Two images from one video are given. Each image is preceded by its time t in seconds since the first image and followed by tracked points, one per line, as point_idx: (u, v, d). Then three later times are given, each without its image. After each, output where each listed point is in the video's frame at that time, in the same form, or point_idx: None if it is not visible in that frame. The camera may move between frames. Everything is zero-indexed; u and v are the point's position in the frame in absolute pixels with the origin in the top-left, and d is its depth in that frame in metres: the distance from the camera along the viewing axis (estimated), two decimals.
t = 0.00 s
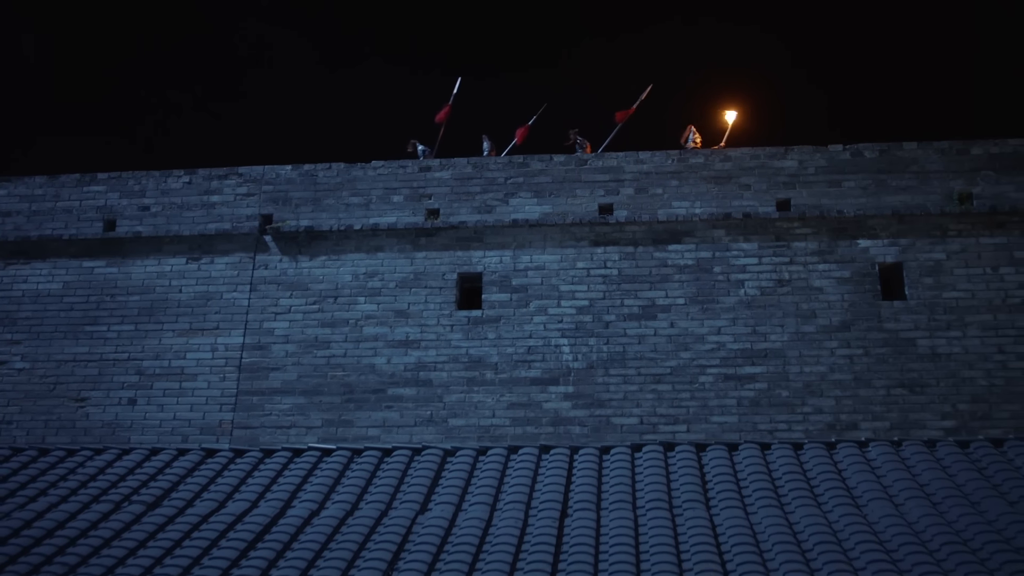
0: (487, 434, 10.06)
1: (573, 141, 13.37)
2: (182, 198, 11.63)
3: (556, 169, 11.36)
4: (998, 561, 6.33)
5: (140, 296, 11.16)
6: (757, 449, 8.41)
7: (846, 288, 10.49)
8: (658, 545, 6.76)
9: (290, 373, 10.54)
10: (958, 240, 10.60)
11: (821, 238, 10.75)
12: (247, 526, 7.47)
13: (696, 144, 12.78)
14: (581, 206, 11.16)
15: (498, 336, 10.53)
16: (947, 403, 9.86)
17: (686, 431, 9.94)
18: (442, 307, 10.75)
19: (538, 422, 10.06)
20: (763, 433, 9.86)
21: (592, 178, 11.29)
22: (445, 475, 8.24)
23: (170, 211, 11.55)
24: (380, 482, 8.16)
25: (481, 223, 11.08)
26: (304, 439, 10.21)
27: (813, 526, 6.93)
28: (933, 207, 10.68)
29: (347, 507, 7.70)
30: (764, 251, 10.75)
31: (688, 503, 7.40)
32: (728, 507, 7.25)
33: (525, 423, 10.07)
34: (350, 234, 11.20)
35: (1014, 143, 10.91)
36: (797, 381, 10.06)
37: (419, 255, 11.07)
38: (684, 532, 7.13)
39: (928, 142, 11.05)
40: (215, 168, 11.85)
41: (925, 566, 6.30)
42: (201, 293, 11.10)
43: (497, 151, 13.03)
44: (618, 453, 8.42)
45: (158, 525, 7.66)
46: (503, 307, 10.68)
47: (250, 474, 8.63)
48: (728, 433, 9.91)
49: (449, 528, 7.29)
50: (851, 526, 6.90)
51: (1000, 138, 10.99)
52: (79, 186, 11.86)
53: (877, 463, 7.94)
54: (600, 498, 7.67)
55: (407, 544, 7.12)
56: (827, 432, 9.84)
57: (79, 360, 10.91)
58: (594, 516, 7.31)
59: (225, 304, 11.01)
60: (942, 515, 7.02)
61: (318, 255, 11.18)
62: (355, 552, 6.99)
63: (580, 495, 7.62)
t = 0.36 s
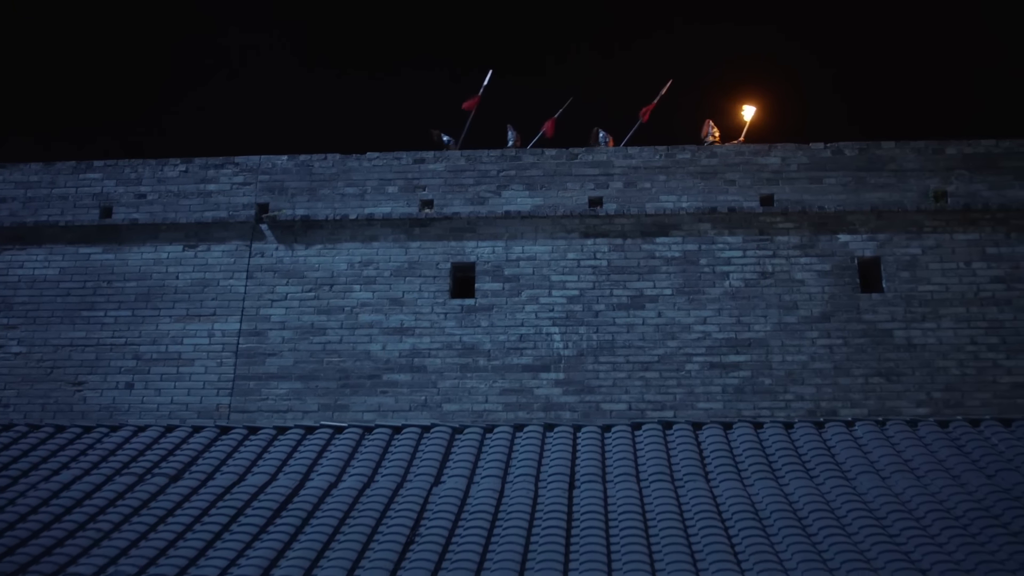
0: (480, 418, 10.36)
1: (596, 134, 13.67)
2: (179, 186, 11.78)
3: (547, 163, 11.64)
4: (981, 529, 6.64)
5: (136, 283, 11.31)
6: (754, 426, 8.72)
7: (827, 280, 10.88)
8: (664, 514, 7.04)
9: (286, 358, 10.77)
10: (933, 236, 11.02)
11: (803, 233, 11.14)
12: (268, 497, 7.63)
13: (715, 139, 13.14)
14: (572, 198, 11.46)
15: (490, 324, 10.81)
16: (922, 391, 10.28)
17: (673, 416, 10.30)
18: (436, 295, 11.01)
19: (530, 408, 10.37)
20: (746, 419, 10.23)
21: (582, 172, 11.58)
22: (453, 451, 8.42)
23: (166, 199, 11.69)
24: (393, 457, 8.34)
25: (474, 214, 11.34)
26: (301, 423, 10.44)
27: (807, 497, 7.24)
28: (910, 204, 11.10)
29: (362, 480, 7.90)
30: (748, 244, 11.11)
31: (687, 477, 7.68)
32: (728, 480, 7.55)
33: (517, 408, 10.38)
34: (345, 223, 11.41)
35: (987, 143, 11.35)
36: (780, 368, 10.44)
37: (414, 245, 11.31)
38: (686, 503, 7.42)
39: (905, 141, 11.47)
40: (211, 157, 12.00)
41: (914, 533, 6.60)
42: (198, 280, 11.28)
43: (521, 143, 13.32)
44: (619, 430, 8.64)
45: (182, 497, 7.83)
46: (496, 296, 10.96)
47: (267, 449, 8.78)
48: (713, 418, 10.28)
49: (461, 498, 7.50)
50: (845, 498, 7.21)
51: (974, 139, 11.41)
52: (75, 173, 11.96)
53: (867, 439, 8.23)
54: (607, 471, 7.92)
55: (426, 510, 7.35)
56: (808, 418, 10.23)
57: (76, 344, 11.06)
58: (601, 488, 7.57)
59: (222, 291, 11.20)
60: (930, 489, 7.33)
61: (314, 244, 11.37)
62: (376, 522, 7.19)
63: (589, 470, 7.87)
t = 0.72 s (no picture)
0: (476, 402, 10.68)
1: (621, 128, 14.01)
2: (179, 174, 11.97)
3: (541, 155, 11.95)
4: (978, 495, 6.83)
5: (137, 269, 11.51)
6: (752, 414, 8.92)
7: (810, 271, 11.28)
8: (679, 484, 7.13)
9: (287, 343, 11.04)
10: (912, 230, 11.45)
11: (787, 225, 11.53)
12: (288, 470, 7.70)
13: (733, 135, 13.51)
14: (565, 190, 11.78)
15: (486, 311, 11.13)
16: (900, 378, 10.69)
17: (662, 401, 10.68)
18: (432, 283, 11.31)
19: (524, 392, 10.71)
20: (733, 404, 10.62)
21: (575, 164, 11.90)
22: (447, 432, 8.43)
23: (167, 187, 11.88)
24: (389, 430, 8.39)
25: (470, 205, 11.63)
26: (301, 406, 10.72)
27: (803, 469, 7.40)
28: (890, 198, 11.52)
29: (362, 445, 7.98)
30: (735, 236, 11.49)
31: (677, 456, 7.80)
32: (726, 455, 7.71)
33: (512, 393, 10.72)
34: (344, 212, 11.65)
35: (963, 141, 11.80)
36: (765, 355, 10.84)
37: (411, 234, 11.59)
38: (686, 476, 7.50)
39: (886, 139, 11.89)
40: (211, 146, 12.20)
41: (901, 501, 6.72)
42: (199, 266, 11.50)
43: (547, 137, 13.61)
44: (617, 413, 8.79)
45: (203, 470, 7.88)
46: (491, 284, 11.28)
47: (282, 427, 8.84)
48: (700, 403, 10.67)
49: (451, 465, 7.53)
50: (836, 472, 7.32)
51: (951, 137, 11.85)
52: (76, 160, 12.12)
53: (869, 417, 8.42)
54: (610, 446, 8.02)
55: (408, 480, 7.41)
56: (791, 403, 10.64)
57: (78, 329, 11.26)
58: (614, 460, 7.65)
59: (223, 277, 11.43)
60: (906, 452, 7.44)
61: (312, 232, 11.62)
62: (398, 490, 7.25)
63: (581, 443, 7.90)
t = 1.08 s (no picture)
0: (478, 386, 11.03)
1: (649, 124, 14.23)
2: (186, 163, 12.22)
3: (540, 148, 12.31)
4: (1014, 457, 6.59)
5: (146, 256, 11.76)
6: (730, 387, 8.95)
7: (800, 262, 11.67)
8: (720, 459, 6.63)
9: (293, 329, 11.35)
10: (897, 222, 11.86)
11: (778, 218, 11.92)
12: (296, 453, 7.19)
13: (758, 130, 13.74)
14: (563, 181, 12.13)
15: (487, 298, 11.48)
16: (886, 364, 11.06)
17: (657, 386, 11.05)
18: (435, 271, 11.64)
19: (524, 377, 11.05)
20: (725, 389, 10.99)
21: (573, 157, 12.26)
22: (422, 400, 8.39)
23: (175, 176, 12.14)
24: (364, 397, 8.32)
25: (471, 195, 11.97)
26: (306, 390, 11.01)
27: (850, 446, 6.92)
28: (876, 192, 11.94)
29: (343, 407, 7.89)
30: (728, 227, 11.87)
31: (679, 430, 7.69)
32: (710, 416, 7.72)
33: (512, 377, 11.06)
34: (348, 202, 11.96)
35: (947, 138, 12.24)
36: (756, 342, 11.21)
37: (413, 224, 11.91)
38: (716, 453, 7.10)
39: (873, 135, 12.31)
40: (217, 137, 12.47)
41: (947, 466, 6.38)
42: (206, 254, 11.78)
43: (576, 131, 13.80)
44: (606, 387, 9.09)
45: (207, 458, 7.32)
46: (492, 272, 11.62)
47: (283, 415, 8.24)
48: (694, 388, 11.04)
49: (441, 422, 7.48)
50: (823, 433, 7.40)
51: (935, 133, 12.29)
52: (84, 150, 12.34)
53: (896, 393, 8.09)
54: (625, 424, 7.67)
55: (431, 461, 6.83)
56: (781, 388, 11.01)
57: (88, 314, 11.51)
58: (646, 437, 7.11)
59: (230, 265, 11.71)
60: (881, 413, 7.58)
61: (317, 221, 11.93)
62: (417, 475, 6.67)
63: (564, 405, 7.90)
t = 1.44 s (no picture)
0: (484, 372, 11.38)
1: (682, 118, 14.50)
2: (199, 156, 12.53)
3: (544, 142, 12.66)
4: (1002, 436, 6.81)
5: (161, 246, 12.07)
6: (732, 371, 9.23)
7: (795, 253, 12.04)
8: (725, 436, 6.79)
9: (304, 317, 11.69)
10: (890, 215, 12.26)
11: (775, 210, 12.29)
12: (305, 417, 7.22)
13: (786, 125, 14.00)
14: (566, 174, 12.49)
15: (493, 287, 11.84)
16: (878, 352, 11.46)
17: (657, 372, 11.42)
18: (443, 261, 11.98)
19: (529, 363, 11.41)
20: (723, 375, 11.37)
21: (576, 151, 12.62)
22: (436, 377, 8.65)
23: (188, 168, 12.43)
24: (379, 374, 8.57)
25: (477, 188, 12.32)
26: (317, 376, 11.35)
27: (855, 424, 7.07)
28: (869, 185, 12.34)
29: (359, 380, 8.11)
30: (726, 219, 12.24)
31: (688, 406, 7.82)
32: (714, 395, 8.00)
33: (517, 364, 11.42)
34: (358, 194, 12.29)
35: (937, 134, 12.66)
36: (753, 330, 11.59)
37: (421, 215, 12.25)
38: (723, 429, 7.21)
39: (866, 130, 12.71)
40: (229, 130, 12.78)
41: (947, 445, 6.58)
42: (219, 244, 12.10)
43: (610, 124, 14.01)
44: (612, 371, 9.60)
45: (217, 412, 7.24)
46: (498, 262, 11.98)
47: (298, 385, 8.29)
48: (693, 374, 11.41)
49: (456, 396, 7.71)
50: (828, 413, 7.58)
51: (926, 129, 12.71)
52: (99, 142, 12.63)
53: (897, 379, 8.33)
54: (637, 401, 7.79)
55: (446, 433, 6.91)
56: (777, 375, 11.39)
57: (104, 302, 11.81)
58: (655, 417, 7.26)
59: (243, 254, 12.03)
60: (874, 393, 7.91)
61: (328, 212, 12.25)
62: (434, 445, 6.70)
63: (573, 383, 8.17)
